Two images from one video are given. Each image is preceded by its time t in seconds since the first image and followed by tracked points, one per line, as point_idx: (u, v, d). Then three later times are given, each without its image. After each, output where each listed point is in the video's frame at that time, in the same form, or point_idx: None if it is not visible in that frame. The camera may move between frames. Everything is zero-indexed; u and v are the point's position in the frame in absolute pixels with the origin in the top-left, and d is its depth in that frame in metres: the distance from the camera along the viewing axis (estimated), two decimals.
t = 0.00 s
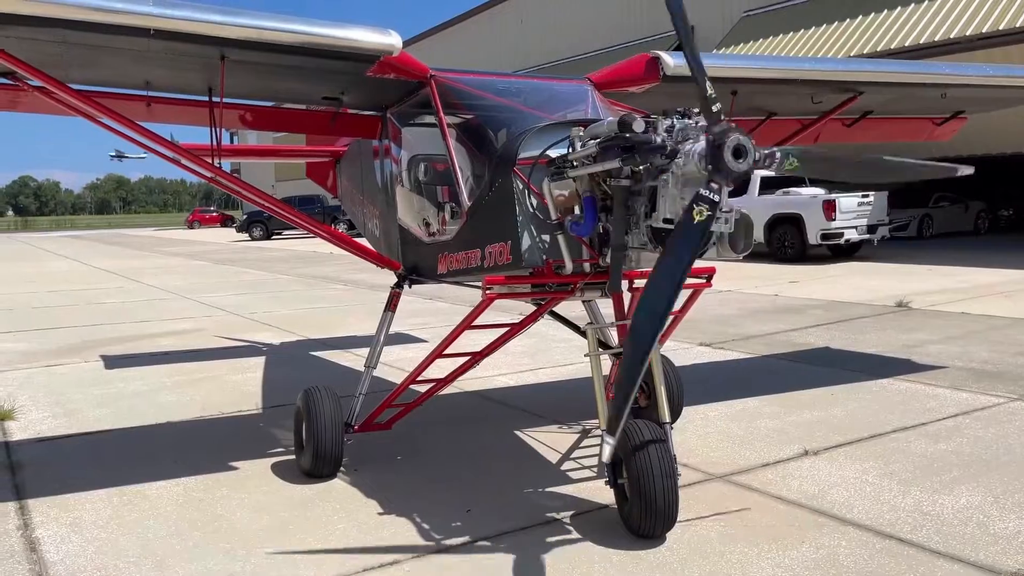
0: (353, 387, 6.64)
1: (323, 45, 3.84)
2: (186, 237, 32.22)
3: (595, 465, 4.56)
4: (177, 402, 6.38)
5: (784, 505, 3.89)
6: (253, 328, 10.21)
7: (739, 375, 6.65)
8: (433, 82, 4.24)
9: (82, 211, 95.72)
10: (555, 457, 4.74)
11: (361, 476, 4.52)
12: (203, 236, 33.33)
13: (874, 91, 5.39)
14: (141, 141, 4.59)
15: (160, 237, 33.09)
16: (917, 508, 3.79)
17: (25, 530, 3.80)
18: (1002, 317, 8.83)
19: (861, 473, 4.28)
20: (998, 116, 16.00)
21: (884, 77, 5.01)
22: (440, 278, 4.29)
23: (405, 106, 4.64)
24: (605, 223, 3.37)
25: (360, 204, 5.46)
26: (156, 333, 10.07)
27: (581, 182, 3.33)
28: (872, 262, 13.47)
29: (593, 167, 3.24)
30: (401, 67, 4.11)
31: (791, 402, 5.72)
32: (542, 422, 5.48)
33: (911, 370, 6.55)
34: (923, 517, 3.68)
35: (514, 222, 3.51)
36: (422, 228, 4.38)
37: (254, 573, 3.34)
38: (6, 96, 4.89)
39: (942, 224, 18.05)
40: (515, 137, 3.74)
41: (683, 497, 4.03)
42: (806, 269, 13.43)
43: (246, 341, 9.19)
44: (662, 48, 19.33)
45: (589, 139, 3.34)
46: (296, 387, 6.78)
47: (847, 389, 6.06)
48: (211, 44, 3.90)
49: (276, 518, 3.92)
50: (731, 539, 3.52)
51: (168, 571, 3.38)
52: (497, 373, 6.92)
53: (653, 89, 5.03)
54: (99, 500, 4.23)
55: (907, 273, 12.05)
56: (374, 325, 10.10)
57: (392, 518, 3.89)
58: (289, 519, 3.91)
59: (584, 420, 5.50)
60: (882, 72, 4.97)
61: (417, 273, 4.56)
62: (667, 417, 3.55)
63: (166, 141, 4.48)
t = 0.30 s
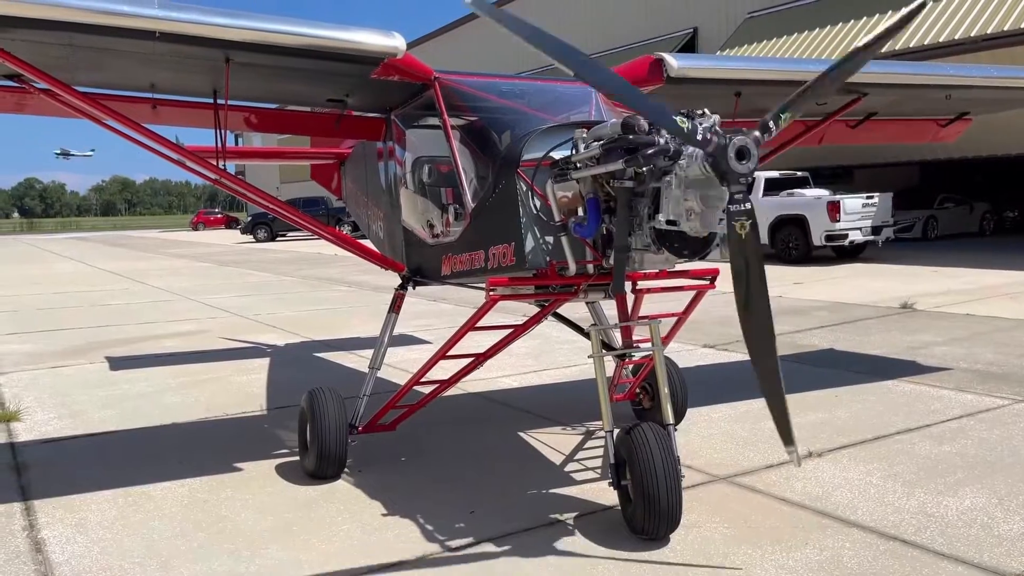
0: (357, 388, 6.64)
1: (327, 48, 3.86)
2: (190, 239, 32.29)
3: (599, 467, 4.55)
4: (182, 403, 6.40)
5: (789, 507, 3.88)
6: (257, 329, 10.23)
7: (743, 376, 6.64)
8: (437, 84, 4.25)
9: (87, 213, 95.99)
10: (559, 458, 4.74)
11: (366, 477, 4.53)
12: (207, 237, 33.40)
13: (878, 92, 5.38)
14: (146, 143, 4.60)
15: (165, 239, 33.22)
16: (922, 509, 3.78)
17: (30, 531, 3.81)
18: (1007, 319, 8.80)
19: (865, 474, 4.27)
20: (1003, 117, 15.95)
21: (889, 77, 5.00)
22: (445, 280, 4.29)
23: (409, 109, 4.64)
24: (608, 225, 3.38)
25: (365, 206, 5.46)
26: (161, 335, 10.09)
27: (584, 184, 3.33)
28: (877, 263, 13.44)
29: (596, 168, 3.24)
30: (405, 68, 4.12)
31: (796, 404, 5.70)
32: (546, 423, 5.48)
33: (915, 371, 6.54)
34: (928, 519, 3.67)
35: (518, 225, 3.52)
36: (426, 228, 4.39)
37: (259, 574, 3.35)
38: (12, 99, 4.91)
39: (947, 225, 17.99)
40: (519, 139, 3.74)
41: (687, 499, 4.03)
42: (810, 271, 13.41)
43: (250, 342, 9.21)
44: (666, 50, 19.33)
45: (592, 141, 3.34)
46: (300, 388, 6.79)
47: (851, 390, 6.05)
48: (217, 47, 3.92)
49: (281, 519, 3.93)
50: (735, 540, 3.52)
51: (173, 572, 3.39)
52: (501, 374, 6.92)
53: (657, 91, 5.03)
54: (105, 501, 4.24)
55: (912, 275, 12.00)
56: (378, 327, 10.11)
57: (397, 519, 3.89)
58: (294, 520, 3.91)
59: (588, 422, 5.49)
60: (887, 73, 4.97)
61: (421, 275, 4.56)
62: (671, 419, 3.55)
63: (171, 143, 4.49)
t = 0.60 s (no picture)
0: (358, 390, 6.64)
1: (328, 51, 3.87)
2: (191, 241, 32.28)
3: (600, 469, 4.55)
4: (183, 405, 6.40)
5: (790, 508, 3.88)
6: (258, 331, 10.23)
7: (743, 379, 6.63)
8: (439, 86, 4.26)
9: (89, 215, 96.03)
10: (560, 460, 4.74)
11: (366, 479, 4.52)
12: (208, 239, 33.43)
13: (879, 94, 5.39)
14: (149, 146, 4.61)
15: (166, 241, 33.21)
16: (922, 512, 3.78)
17: (31, 533, 3.82)
18: (1009, 321, 8.79)
19: (865, 476, 4.28)
20: (1004, 119, 15.95)
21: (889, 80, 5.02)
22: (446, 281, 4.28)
23: (410, 111, 4.65)
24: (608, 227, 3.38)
25: (367, 208, 5.47)
26: (162, 336, 10.09)
27: (584, 185, 3.34)
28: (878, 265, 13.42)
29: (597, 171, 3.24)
30: (406, 71, 4.13)
31: (797, 405, 5.70)
32: (546, 426, 5.48)
33: (916, 373, 6.53)
34: (930, 522, 3.67)
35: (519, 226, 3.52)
36: (428, 229, 4.39)
37: None
38: (14, 101, 4.92)
39: (948, 227, 17.99)
40: (520, 141, 3.75)
41: (689, 501, 4.02)
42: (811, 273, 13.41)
43: (252, 345, 9.21)
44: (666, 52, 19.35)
45: (593, 144, 3.35)
46: (300, 390, 6.78)
47: (852, 392, 6.05)
48: (219, 50, 3.93)
49: (283, 521, 3.94)
50: (737, 543, 3.51)
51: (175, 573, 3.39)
52: (502, 376, 6.92)
53: (659, 93, 5.04)
54: (106, 503, 4.25)
55: (912, 278, 12.00)
56: (379, 329, 10.11)
57: (399, 521, 3.90)
58: (296, 522, 3.92)
59: (589, 424, 5.49)
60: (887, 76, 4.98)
61: (423, 277, 4.56)
62: (672, 421, 3.56)
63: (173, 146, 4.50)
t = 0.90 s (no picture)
0: (357, 392, 6.64)
1: (329, 53, 3.87)
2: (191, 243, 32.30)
3: (599, 472, 4.55)
4: (183, 407, 6.39)
5: (790, 511, 3.88)
6: (258, 333, 10.24)
7: (742, 381, 6.64)
8: (439, 89, 4.27)
9: (89, 218, 96.02)
10: (559, 463, 4.73)
11: (366, 481, 4.52)
12: (207, 241, 33.40)
13: (878, 97, 5.40)
14: (149, 148, 4.61)
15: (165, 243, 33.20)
16: (921, 514, 3.78)
17: (30, 534, 3.82)
18: (1008, 324, 8.80)
19: (864, 479, 4.28)
20: (1003, 122, 15.96)
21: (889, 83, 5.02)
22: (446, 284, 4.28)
23: (410, 114, 4.66)
24: (608, 229, 3.38)
25: (366, 210, 5.47)
26: (161, 338, 10.09)
27: (585, 188, 3.34)
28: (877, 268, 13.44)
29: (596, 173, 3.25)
30: (406, 74, 4.14)
31: (796, 408, 5.70)
32: (545, 428, 5.48)
33: (916, 376, 6.54)
34: (929, 524, 3.67)
35: (520, 228, 3.52)
36: (428, 230, 4.38)
37: None
38: (14, 103, 4.93)
39: (947, 230, 17.99)
40: (519, 144, 3.76)
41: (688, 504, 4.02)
42: (811, 276, 13.42)
43: (251, 347, 9.22)
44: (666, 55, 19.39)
45: (593, 147, 3.36)
46: (300, 392, 6.78)
47: (851, 395, 6.05)
48: (219, 52, 3.93)
49: (283, 523, 3.94)
50: (736, 546, 3.51)
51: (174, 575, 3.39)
52: (502, 379, 6.92)
53: (659, 96, 5.04)
54: (105, 505, 4.25)
55: (911, 281, 12.00)
56: (379, 331, 10.12)
57: (398, 524, 3.89)
58: (295, 524, 3.92)
59: (588, 427, 5.49)
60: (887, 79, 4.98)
61: (422, 279, 4.55)
62: (672, 424, 3.57)
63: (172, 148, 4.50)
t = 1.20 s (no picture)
0: (355, 395, 6.63)
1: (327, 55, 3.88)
2: (189, 245, 32.28)
3: (597, 475, 4.54)
4: (180, 409, 6.38)
5: (788, 514, 3.88)
6: (256, 335, 10.23)
7: (741, 384, 6.64)
8: (438, 91, 4.27)
9: (87, 219, 95.94)
10: (557, 466, 4.73)
11: (364, 484, 4.52)
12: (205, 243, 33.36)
13: (877, 101, 5.41)
14: (147, 150, 4.61)
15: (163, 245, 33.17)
16: (919, 517, 3.78)
17: (27, 537, 3.81)
18: (1006, 327, 8.81)
19: (862, 481, 4.28)
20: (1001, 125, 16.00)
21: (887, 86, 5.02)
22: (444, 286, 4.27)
23: (409, 116, 4.66)
24: (607, 232, 3.38)
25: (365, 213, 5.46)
26: (159, 340, 10.07)
27: (583, 191, 3.34)
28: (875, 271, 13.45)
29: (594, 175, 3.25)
30: (405, 76, 4.14)
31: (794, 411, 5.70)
32: (544, 431, 5.47)
33: (913, 379, 6.54)
34: (926, 527, 3.67)
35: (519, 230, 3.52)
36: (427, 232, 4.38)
37: None
38: (12, 104, 4.92)
39: (945, 233, 18.02)
40: (518, 146, 3.77)
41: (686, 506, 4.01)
42: (809, 279, 13.43)
43: (249, 349, 9.20)
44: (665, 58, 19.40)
45: (591, 149, 3.36)
46: (298, 395, 6.77)
47: (848, 397, 6.06)
48: (218, 53, 3.93)
49: (280, 526, 3.93)
50: (734, 549, 3.50)
51: None
52: (500, 381, 6.92)
53: (658, 99, 5.05)
54: (102, 507, 4.24)
55: (909, 284, 12.01)
56: (377, 333, 10.12)
57: (395, 526, 3.89)
58: (293, 526, 3.91)
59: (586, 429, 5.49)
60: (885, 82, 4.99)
61: (422, 282, 4.54)
62: (670, 427, 3.57)
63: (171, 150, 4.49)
